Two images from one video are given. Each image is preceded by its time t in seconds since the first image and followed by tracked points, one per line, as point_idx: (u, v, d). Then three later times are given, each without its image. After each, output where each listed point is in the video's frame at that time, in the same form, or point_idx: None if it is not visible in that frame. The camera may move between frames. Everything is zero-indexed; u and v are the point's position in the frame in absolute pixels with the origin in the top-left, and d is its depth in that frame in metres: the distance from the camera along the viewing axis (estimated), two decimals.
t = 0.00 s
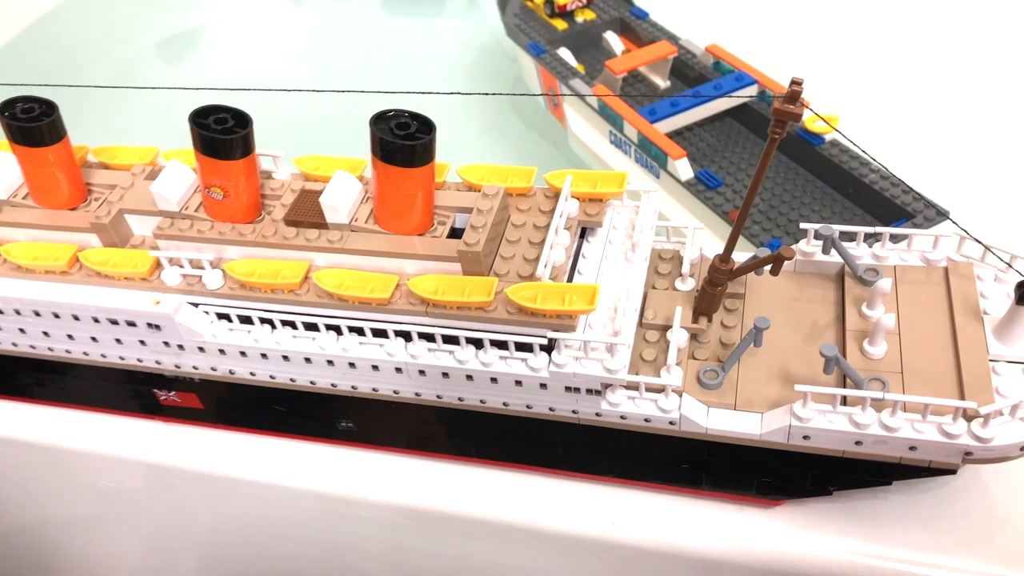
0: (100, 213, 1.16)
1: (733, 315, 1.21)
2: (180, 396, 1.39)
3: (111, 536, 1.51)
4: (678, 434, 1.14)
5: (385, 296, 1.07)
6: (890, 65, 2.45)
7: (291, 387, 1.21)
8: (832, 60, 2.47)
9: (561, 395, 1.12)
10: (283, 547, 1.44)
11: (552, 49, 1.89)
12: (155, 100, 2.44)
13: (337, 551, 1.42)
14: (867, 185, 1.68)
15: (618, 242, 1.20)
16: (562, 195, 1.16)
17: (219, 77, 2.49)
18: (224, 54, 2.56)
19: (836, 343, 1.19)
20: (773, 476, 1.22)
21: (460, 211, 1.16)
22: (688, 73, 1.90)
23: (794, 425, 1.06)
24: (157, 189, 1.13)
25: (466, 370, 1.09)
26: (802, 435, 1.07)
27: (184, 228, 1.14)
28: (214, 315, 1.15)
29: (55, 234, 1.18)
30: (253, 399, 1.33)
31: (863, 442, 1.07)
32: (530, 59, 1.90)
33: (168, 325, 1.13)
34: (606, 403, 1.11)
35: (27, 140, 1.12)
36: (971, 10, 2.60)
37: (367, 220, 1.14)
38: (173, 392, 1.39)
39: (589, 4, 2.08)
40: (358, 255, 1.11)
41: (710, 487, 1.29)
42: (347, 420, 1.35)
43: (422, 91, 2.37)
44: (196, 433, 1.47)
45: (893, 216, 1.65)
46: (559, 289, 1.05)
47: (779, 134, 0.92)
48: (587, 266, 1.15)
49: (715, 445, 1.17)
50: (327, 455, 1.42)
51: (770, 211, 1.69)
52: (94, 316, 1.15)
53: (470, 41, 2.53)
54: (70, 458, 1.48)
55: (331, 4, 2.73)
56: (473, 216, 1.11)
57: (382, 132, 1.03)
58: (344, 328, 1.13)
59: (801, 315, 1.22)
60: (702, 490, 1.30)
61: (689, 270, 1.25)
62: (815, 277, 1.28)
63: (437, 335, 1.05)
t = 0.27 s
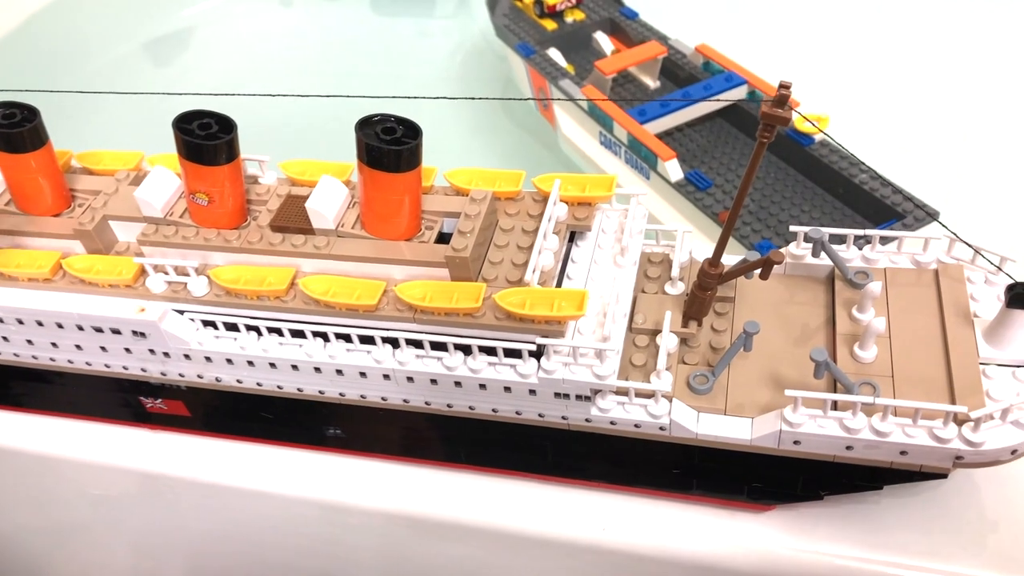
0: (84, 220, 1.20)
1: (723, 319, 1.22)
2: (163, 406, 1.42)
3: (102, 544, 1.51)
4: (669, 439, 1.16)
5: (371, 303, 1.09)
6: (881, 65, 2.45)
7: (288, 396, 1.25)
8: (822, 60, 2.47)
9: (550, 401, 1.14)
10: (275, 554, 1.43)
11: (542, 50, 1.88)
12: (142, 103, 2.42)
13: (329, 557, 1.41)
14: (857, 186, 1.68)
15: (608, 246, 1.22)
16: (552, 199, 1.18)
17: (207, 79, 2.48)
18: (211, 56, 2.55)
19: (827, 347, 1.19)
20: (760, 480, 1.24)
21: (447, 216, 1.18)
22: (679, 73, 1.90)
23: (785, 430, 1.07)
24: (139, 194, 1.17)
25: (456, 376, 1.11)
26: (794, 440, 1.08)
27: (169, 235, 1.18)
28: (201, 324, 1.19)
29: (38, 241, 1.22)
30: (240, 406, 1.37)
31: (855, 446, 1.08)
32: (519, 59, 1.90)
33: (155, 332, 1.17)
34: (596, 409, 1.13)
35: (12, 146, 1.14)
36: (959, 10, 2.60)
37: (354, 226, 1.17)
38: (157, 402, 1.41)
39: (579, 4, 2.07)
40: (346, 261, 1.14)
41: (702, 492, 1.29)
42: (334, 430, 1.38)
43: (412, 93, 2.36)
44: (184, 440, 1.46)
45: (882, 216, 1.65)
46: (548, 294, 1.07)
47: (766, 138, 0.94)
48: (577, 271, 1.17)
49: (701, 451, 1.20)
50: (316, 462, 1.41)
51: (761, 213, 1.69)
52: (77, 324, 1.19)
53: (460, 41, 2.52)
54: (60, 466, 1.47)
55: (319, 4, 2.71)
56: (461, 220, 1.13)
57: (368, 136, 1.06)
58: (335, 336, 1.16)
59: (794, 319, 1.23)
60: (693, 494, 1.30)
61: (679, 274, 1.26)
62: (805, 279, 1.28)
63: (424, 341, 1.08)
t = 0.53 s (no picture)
0: (72, 219, 1.20)
1: (714, 316, 1.22)
2: (153, 406, 1.41)
3: (93, 545, 1.50)
4: (662, 437, 1.15)
5: (361, 302, 1.09)
6: (873, 63, 2.46)
7: (279, 396, 1.25)
8: (814, 58, 2.48)
9: (541, 400, 1.14)
10: (267, 553, 1.44)
11: (534, 48, 1.88)
12: (134, 102, 2.41)
13: (322, 558, 1.41)
14: (848, 184, 1.68)
15: (599, 244, 1.22)
16: (542, 196, 1.19)
17: (199, 78, 2.47)
18: (203, 55, 2.54)
19: (818, 344, 1.19)
20: (753, 477, 1.24)
21: (438, 214, 1.18)
22: (670, 71, 1.91)
23: (777, 427, 1.07)
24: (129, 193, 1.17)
25: (446, 376, 1.11)
26: (785, 438, 1.09)
27: (158, 234, 1.18)
28: (189, 322, 1.19)
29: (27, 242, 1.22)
30: (231, 406, 1.36)
31: (846, 444, 1.08)
32: (511, 58, 1.90)
33: (144, 332, 1.17)
34: (588, 408, 1.13)
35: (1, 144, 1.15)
36: (950, 7, 2.61)
37: (343, 224, 1.17)
38: (148, 402, 1.41)
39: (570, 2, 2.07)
40: (336, 260, 1.15)
41: (694, 490, 1.29)
42: (324, 429, 1.38)
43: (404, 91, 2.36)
44: (176, 441, 1.45)
45: (873, 213, 1.66)
46: (538, 293, 1.07)
47: (756, 134, 0.94)
48: (567, 270, 1.17)
49: (692, 449, 1.20)
50: (309, 462, 1.41)
51: (752, 211, 1.69)
52: (67, 324, 1.20)
53: (451, 39, 2.51)
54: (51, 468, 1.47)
55: (311, 3, 2.71)
56: (452, 219, 1.13)
57: (356, 135, 1.06)
58: (322, 336, 1.15)
59: (785, 317, 1.23)
60: (686, 492, 1.30)
61: (670, 272, 1.26)
62: (796, 276, 1.29)
63: (415, 339, 1.09)
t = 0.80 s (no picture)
0: (66, 224, 1.21)
1: (709, 319, 1.23)
2: (148, 411, 1.42)
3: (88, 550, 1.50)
4: (656, 441, 1.15)
5: (355, 306, 1.09)
6: (868, 64, 2.46)
7: (274, 400, 1.25)
8: (808, 58, 2.48)
9: (535, 404, 1.14)
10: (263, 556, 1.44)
11: (528, 50, 1.88)
12: (129, 105, 2.41)
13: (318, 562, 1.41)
14: (843, 185, 1.69)
15: (593, 247, 1.22)
16: (536, 200, 1.20)
17: (194, 80, 2.46)
18: (198, 57, 2.54)
19: (812, 347, 1.19)
20: (748, 480, 1.24)
21: (432, 218, 1.18)
22: (665, 72, 1.91)
23: (771, 430, 1.07)
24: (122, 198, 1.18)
25: (440, 380, 1.11)
26: (779, 441, 1.09)
27: (152, 238, 1.19)
28: (184, 326, 1.19)
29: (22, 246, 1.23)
30: (225, 410, 1.37)
31: (841, 448, 1.08)
32: (506, 59, 1.90)
33: (138, 337, 1.17)
34: (582, 412, 1.13)
35: None
36: (943, 8, 2.62)
37: (336, 228, 1.17)
38: (142, 407, 1.41)
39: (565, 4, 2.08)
40: (330, 265, 1.15)
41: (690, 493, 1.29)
42: (319, 433, 1.38)
43: (399, 93, 2.36)
44: (172, 445, 1.45)
45: (867, 214, 1.66)
46: (533, 297, 1.07)
47: (750, 138, 0.95)
48: (562, 273, 1.18)
49: (687, 452, 1.20)
50: (304, 466, 1.40)
51: (747, 212, 1.70)
52: (61, 329, 1.20)
53: (447, 41, 2.52)
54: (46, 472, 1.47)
55: (306, 5, 2.70)
56: (446, 223, 1.13)
57: (350, 140, 1.06)
58: (316, 340, 1.15)
59: (780, 320, 1.23)
60: (681, 496, 1.30)
61: (664, 275, 1.26)
62: (791, 279, 1.29)
63: (409, 343, 1.09)
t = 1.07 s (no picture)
0: (59, 229, 1.20)
1: (704, 322, 1.23)
2: (142, 416, 1.42)
3: (84, 553, 1.50)
4: (651, 445, 1.15)
5: (349, 311, 1.10)
6: (863, 65, 2.47)
7: (269, 405, 1.25)
8: (803, 58, 2.49)
9: (530, 408, 1.14)
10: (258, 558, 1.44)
11: (524, 51, 1.88)
12: (123, 107, 2.41)
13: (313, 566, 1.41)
14: (838, 186, 1.69)
15: (588, 250, 1.22)
16: (531, 204, 1.20)
17: (189, 82, 2.46)
18: (192, 59, 2.53)
19: (807, 350, 1.19)
20: (743, 484, 1.24)
21: (426, 222, 1.19)
22: (660, 74, 1.91)
23: (766, 434, 1.07)
24: (115, 203, 1.17)
25: (434, 385, 1.11)
26: (774, 445, 1.09)
27: (144, 244, 1.18)
28: (177, 331, 1.19)
29: (14, 251, 1.23)
30: (220, 415, 1.36)
31: (836, 451, 1.08)
32: (501, 60, 1.90)
33: (131, 343, 1.17)
34: (577, 416, 1.12)
35: None
36: (937, 8, 2.63)
37: (329, 233, 1.17)
38: (136, 412, 1.42)
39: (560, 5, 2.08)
40: (324, 269, 1.15)
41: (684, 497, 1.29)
42: (313, 437, 1.38)
43: (395, 95, 2.36)
44: (167, 450, 1.44)
45: (862, 215, 1.66)
46: (526, 302, 1.08)
47: (743, 142, 0.95)
48: (556, 276, 1.18)
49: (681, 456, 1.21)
50: (300, 471, 1.40)
51: (742, 214, 1.70)
52: (53, 335, 1.20)
53: (442, 43, 2.51)
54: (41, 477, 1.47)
55: (301, 6, 2.70)
56: (440, 227, 1.13)
57: (343, 145, 1.06)
58: (310, 345, 1.15)
59: (775, 323, 1.23)
60: (676, 500, 1.30)
61: (659, 278, 1.26)
62: (786, 281, 1.29)
63: (403, 348, 1.09)
